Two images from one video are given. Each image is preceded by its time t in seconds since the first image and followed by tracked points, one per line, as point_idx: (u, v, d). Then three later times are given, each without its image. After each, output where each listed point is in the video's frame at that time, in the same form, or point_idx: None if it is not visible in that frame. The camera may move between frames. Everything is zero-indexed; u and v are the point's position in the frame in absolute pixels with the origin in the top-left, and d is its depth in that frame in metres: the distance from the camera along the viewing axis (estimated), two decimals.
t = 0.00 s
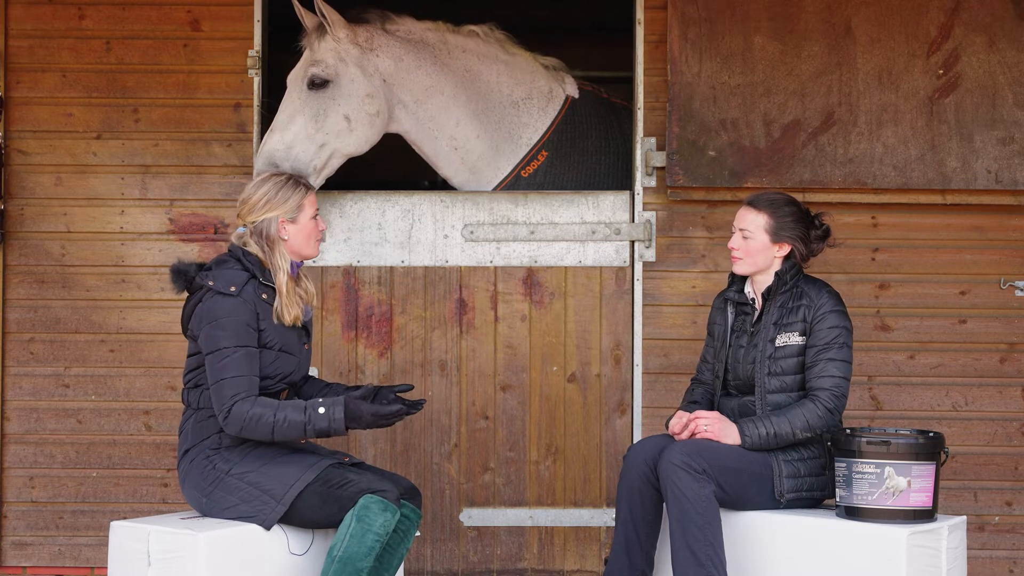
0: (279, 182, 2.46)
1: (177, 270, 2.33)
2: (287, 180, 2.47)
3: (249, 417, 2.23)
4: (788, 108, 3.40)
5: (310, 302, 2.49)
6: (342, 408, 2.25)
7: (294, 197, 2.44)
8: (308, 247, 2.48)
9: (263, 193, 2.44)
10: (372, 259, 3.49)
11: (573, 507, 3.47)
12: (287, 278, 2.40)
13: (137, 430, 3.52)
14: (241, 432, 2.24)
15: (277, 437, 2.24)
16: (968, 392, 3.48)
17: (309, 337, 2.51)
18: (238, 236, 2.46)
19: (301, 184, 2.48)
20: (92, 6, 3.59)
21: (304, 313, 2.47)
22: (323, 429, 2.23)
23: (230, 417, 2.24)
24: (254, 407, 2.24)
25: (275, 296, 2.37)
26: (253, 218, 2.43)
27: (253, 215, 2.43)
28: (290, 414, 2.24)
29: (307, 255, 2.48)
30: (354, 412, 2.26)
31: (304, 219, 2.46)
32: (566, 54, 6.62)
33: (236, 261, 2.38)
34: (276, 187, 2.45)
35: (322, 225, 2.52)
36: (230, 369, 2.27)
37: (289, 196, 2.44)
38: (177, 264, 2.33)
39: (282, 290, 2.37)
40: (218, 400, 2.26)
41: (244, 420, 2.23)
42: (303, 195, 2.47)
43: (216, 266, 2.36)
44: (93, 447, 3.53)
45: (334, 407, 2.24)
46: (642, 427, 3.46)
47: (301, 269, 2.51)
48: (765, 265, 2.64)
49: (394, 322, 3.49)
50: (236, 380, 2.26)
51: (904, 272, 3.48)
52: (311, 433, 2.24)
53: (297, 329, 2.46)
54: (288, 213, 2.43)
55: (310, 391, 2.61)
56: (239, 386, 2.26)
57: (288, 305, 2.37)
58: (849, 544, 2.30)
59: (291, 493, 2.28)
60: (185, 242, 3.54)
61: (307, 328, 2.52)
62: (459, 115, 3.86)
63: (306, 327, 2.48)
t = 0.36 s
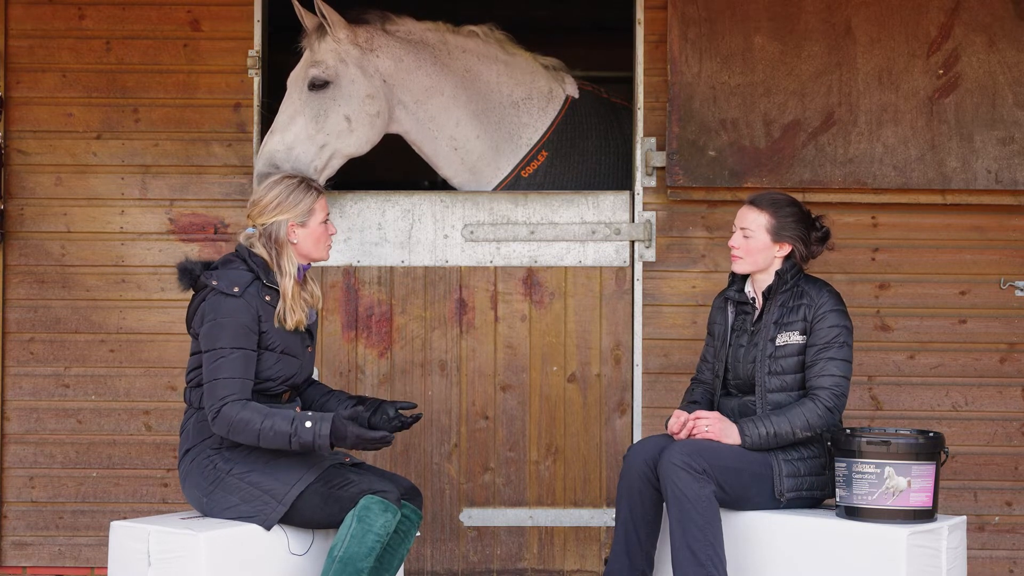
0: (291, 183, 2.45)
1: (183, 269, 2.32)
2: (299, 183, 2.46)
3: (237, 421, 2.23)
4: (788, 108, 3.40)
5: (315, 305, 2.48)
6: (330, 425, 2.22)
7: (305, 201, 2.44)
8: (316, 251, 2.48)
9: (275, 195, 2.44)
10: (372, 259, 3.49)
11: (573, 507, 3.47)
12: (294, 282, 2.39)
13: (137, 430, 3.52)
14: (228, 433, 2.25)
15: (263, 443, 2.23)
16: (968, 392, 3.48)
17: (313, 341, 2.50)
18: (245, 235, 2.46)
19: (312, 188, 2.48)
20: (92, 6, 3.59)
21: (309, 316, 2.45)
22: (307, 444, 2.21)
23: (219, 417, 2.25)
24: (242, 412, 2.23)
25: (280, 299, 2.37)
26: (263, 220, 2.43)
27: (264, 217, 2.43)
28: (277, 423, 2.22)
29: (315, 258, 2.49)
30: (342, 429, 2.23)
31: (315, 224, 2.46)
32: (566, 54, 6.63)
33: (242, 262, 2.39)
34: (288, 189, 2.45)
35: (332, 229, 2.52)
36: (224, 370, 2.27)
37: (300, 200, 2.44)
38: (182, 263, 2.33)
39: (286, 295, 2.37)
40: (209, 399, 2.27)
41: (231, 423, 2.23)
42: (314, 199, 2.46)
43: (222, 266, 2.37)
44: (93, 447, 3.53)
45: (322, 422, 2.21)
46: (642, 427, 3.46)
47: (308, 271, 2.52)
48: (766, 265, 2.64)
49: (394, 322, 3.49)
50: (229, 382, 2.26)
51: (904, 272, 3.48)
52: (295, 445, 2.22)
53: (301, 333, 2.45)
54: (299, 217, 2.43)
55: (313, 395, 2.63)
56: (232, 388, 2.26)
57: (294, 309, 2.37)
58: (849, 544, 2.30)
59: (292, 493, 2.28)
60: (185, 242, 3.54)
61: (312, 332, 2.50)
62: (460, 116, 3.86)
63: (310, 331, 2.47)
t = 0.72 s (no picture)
0: (287, 183, 2.46)
1: (181, 270, 2.33)
2: (296, 182, 2.47)
3: (248, 422, 2.24)
4: (788, 108, 3.40)
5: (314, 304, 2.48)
6: (342, 419, 2.27)
7: (301, 199, 2.44)
8: (315, 249, 2.47)
9: (271, 195, 2.45)
10: (372, 259, 3.49)
11: (573, 507, 3.47)
12: (290, 281, 2.39)
13: (137, 430, 3.52)
14: (238, 435, 2.25)
15: (274, 441, 2.25)
16: (968, 392, 3.48)
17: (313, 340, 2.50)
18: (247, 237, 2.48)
19: (310, 187, 2.48)
20: (92, 6, 3.59)
21: (307, 315, 2.45)
22: (322, 438, 2.25)
23: (228, 419, 2.24)
24: (252, 411, 2.24)
25: (275, 298, 2.37)
26: (262, 219, 2.43)
27: (262, 217, 2.43)
28: (290, 420, 2.24)
29: (313, 257, 2.48)
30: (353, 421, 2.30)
31: (312, 221, 2.45)
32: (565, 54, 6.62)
33: (239, 262, 2.40)
34: (285, 189, 2.46)
35: (331, 228, 2.52)
36: (228, 371, 2.27)
37: (296, 198, 2.44)
38: (182, 264, 2.33)
39: (282, 294, 2.37)
40: (215, 402, 2.27)
41: (242, 424, 2.24)
42: (311, 197, 2.46)
43: (220, 266, 2.37)
44: (93, 447, 3.53)
45: (335, 416, 2.26)
46: (642, 427, 3.46)
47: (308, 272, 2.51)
48: (764, 265, 2.64)
49: (394, 322, 3.49)
50: (234, 384, 2.26)
51: (904, 272, 3.48)
52: (309, 440, 2.25)
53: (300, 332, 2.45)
54: (296, 215, 2.43)
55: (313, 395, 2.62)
56: (237, 389, 2.26)
57: (289, 308, 2.37)
58: (849, 544, 2.30)
59: (292, 493, 2.28)
60: (185, 242, 3.54)
61: (311, 331, 2.49)
62: (460, 116, 3.86)
63: (309, 330, 2.47)
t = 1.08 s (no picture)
0: (289, 182, 2.47)
1: (182, 269, 2.33)
2: (297, 182, 2.47)
3: (253, 420, 2.24)
4: (788, 108, 3.40)
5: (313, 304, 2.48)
6: (347, 418, 2.30)
7: (300, 199, 2.44)
8: (309, 251, 2.47)
9: (270, 193, 2.45)
10: (372, 259, 3.49)
11: (573, 507, 3.47)
12: (288, 280, 2.39)
13: (137, 430, 3.52)
14: (242, 433, 2.25)
15: (279, 439, 2.26)
16: (968, 392, 3.48)
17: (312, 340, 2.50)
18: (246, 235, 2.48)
19: (309, 187, 2.48)
20: (92, 6, 3.59)
21: (307, 314, 2.45)
22: (327, 437, 2.28)
23: (233, 417, 2.24)
24: (257, 410, 2.25)
25: (275, 295, 2.37)
26: (261, 217, 2.44)
27: (260, 215, 2.44)
28: (295, 419, 2.26)
29: (310, 258, 2.48)
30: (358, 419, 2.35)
31: (307, 223, 2.45)
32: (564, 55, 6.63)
33: (240, 261, 2.40)
34: (285, 188, 2.46)
35: (331, 229, 2.51)
36: (230, 369, 2.27)
37: (295, 197, 2.44)
38: (182, 262, 2.33)
39: (281, 292, 2.37)
40: (218, 401, 2.26)
41: (248, 422, 2.24)
42: (310, 198, 2.46)
43: (220, 266, 2.37)
44: (93, 447, 3.53)
45: (340, 416, 2.29)
46: (642, 427, 3.46)
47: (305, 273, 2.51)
48: (765, 265, 2.64)
49: (394, 322, 3.49)
50: (236, 382, 2.26)
51: (904, 272, 3.48)
52: (314, 438, 2.28)
53: (299, 331, 2.45)
54: (292, 215, 2.43)
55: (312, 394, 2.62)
56: (240, 387, 2.26)
57: (288, 305, 2.36)
58: (849, 544, 2.30)
59: (292, 493, 2.28)
60: (185, 242, 3.54)
61: (311, 331, 2.49)
62: (459, 117, 3.86)
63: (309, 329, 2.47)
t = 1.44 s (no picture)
0: (292, 181, 2.46)
1: (183, 268, 2.33)
2: (299, 180, 2.46)
3: (273, 408, 2.24)
4: (788, 108, 3.40)
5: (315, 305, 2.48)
6: (366, 389, 2.31)
7: (305, 196, 2.44)
8: (317, 246, 2.47)
9: (274, 191, 2.44)
10: (372, 259, 3.49)
11: (573, 507, 3.47)
12: (294, 280, 2.39)
13: (137, 430, 3.52)
14: (264, 424, 2.24)
15: (301, 424, 2.25)
16: (968, 392, 3.48)
17: (314, 339, 2.50)
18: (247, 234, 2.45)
19: (311, 185, 2.47)
20: (92, 6, 3.59)
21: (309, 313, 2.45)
22: (349, 411, 2.27)
23: (254, 408, 2.23)
24: (276, 397, 2.24)
25: (280, 294, 2.38)
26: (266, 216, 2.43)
27: (265, 214, 2.43)
28: (315, 399, 2.26)
29: (316, 254, 2.48)
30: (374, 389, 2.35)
31: (314, 219, 2.45)
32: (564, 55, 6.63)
33: (242, 259, 2.39)
34: (288, 186, 2.45)
35: (333, 226, 2.52)
36: (244, 362, 2.26)
37: (299, 195, 2.43)
38: (184, 262, 2.33)
39: (286, 291, 2.37)
40: (236, 394, 2.25)
41: (268, 411, 2.23)
42: (313, 195, 2.46)
43: (222, 263, 2.37)
44: (93, 447, 3.53)
45: (359, 388, 2.30)
46: (642, 427, 3.46)
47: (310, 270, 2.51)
48: (766, 265, 2.64)
49: (394, 322, 3.49)
50: (253, 372, 2.26)
51: (904, 272, 3.48)
52: (337, 414, 2.27)
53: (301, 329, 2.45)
54: (298, 213, 2.42)
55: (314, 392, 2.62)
56: (256, 377, 2.25)
57: (293, 305, 2.37)
58: (849, 543, 2.30)
59: (292, 493, 2.28)
60: (185, 242, 3.54)
61: (313, 329, 2.50)
62: (459, 117, 3.86)
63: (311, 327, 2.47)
